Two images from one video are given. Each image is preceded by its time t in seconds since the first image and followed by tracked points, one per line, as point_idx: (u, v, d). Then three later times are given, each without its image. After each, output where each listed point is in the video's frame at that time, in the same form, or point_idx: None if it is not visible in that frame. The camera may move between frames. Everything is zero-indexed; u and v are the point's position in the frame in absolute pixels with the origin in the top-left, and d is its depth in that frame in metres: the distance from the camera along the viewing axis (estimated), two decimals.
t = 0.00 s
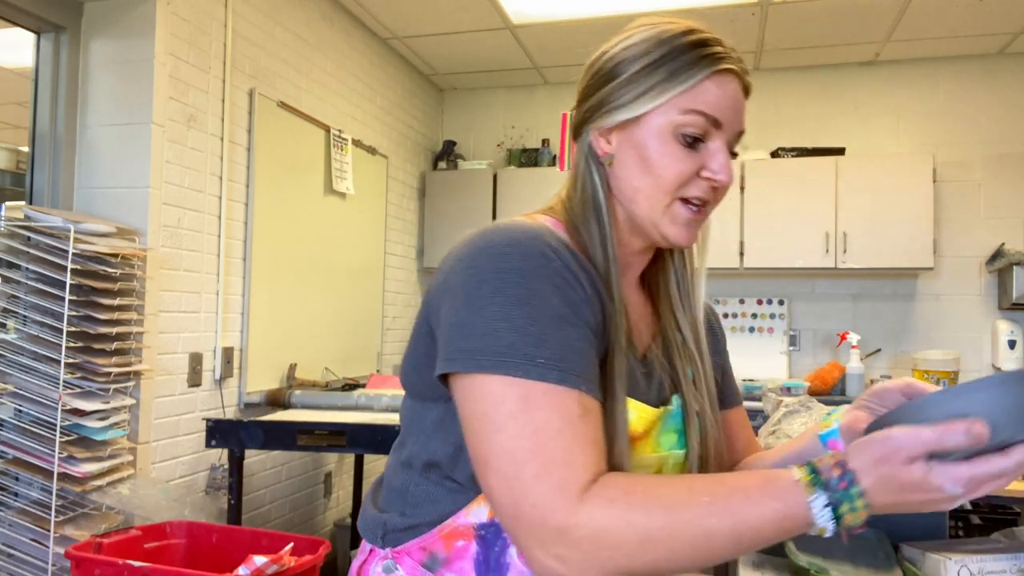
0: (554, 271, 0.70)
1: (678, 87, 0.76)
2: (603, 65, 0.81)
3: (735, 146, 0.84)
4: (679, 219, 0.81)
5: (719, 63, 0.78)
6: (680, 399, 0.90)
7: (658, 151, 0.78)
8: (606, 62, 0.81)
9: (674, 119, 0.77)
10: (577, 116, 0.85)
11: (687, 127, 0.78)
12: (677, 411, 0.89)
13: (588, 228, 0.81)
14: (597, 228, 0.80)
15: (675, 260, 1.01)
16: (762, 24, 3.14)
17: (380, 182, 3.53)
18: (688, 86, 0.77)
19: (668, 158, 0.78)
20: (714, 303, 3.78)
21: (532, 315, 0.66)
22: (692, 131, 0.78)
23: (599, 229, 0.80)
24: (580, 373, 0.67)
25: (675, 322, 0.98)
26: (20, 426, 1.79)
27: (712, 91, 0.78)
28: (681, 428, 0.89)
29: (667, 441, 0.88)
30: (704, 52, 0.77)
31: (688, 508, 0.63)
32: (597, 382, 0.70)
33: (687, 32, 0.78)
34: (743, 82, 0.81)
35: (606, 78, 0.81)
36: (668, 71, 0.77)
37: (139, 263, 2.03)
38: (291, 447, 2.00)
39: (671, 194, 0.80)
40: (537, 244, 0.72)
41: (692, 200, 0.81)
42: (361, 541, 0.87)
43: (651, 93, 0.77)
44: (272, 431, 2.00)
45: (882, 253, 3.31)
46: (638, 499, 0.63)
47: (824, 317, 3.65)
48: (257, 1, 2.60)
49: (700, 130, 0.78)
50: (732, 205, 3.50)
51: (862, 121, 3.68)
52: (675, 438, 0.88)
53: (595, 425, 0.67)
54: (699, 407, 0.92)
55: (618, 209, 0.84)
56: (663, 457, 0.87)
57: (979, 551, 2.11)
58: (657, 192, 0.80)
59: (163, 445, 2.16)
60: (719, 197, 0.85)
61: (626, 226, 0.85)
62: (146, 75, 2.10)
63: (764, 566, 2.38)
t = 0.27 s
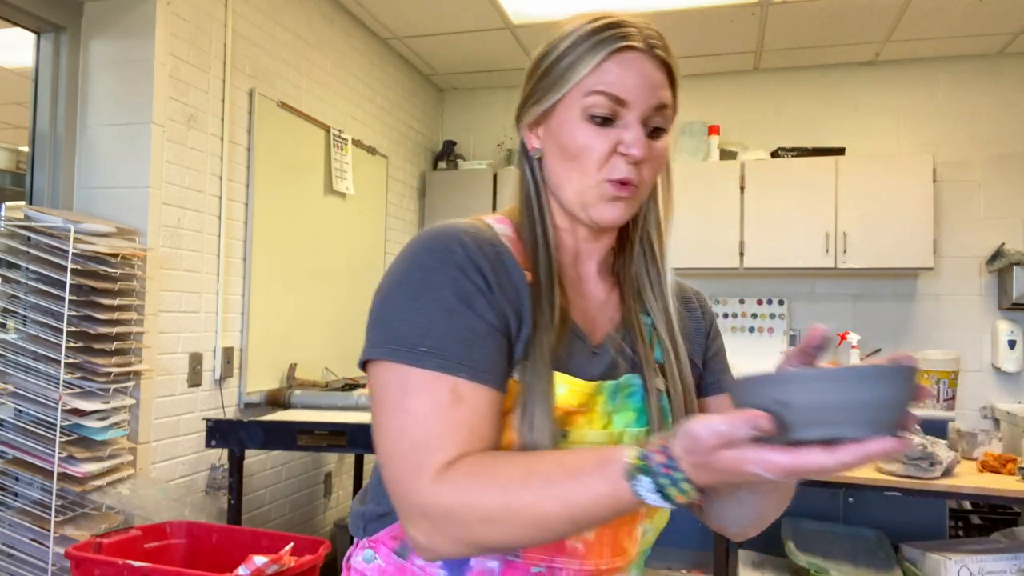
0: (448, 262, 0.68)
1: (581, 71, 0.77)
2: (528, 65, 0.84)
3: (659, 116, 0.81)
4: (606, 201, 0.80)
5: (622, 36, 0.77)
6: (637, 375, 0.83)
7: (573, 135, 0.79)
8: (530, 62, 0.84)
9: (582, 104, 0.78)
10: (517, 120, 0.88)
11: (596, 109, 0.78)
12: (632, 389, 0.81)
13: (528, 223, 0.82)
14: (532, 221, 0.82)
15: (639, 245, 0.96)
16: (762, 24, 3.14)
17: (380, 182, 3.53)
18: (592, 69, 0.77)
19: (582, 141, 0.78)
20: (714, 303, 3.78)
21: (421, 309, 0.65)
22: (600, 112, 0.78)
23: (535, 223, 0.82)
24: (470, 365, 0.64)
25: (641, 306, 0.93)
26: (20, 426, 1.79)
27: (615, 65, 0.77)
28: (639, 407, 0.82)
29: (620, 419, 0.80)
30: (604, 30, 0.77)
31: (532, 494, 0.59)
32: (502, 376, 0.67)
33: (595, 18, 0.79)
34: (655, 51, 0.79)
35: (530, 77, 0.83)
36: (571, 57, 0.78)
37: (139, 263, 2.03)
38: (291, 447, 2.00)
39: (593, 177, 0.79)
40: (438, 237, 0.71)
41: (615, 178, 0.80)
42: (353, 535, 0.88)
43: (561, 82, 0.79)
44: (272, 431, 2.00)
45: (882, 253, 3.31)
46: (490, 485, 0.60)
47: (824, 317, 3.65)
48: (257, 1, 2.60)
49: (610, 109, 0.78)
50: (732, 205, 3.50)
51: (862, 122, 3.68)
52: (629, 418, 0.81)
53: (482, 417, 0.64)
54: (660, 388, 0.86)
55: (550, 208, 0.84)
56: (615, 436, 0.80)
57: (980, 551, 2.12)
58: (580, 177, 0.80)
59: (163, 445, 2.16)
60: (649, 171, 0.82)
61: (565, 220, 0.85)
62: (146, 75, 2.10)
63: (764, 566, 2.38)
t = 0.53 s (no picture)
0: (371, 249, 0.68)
1: (505, 62, 0.76)
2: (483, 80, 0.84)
3: (587, 95, 0.75)
4: (535, 189, 0.74)
5: (536, 24, 0.75)
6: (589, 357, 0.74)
7: (500, 127, 0.76)
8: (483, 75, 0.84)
9: (505, 93, 0.76)
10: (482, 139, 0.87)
11: (518, 94, 0.75)
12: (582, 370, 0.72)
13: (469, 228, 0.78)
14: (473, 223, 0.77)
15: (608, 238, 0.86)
16: (762, 24, 3.14)
17: (380, 182, 3.53)
18: (513, 58, 0.76)
19: (506, 129, 0.75)
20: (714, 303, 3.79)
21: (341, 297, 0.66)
22: (522, 95, 0.75)
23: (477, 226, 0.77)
24: (379, 350, 0.63)
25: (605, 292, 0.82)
26: (20, 426, 1.79)
27: (532, 51, 0.75)
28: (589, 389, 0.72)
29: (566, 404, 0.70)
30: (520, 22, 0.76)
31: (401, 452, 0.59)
32: (422, 364, 0.65)
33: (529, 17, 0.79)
34: (575, 31, 0.76)
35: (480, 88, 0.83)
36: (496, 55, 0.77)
37: (139, 263, 2.03)
38: (291, 447, 2.00)
39: (519, 165, 0.74)
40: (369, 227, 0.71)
41: (542, 165, 0.73)
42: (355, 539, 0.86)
43: (491, 79, 0.78)
44: (272, 431, 2.00)
45: (882, 253, 3.31)
46: (361, 454, 0.60)
47: (824, 317, 3.65)
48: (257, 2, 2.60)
49: (530, 92, 0.74)
50: (732, 204, 3.50)
51: (862, 121, 3.68)
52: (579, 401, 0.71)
53: (391, 400, 0.63)
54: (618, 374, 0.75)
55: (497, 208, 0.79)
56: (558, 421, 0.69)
57: (980, 551, 2.11)
58: (509, 168, 0.75)
59: (163, 445, 2.16)
60: (582, 153, 0.74)
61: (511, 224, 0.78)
62: (146, 75, 2.10)
63: (764, 566, 2.38)
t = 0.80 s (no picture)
0: (339, 264, 0.81)
1: (467, 65, 0.85)
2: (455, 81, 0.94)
3: (544, 94, 0.83)
4: (490, 181, 0.81)
5: (496, 25, 0.83)
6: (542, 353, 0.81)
7: (460, 126, 0.84)
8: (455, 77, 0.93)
9: (466, 94, 0.84)
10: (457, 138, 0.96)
11: (476, 95, 0.83)
12: (535, 369, 0.80)
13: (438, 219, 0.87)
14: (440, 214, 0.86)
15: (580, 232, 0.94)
16: (761, 24, 3.14)
17: (380, 182, 3.53)
18: (474, 61, 0.84)
19: (464, 127, 0.83)
20: (714, 303, 3.79)
21: (312, 305, 0.79)
22: (480, 97, 0.83)
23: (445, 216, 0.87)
24: (335, 347, 0.75)
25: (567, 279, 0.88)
26: (20, 426, 1.78)
27: (490, 55, 0.83)
28: (541, 385, 0.80)
29: (518, 399, 0.79)
30: (483, 25, 0.84)
31: (331, 445, 0.70)
32: (377, 359, 0.76)
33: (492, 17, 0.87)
34: (530, 32, 0.83)
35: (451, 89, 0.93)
36: (460, 58, 0.86)
37: (139, 263, 2.03)
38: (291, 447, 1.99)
39: (476, 160, 0.81)
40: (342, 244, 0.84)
41: (499, 160, 0.80)
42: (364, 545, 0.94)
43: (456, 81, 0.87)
44: (272, 432, 1.99)
45: (882, 253, 3.32)
46: (304, 446, 0.72)
47: (824, 317, 3.66)
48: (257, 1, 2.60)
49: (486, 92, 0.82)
50: (732, 204, 3.50)
51: (862, 122, 3.68)
52: (530, 397, 0.79)
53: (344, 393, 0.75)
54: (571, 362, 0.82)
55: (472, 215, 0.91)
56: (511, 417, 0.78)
57: (979, 551, 2.11)
58: (467, 162, 0.83)
59: (163, 445, 2.15)
60: (539, 146, 0.81)
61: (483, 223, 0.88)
62: (146, 75, 2.10)
63: (763, 566, 2.39)
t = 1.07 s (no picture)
0: (321, 272, 0.85)
1: (444, 69, 0.87)
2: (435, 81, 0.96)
3: (521, 95, 0.84)
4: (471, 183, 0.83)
5: (472, 27, 0.85)
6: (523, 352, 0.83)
7: (439, 130, 0.86)
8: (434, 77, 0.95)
9: (443, 99, 0.87)
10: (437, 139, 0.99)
11: (454, 99, 0.86)
12: (517, 366, 0.82)
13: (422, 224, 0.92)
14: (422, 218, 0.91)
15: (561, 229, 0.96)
16: (762, 23, 3.14)
17: (380, 182, 3.54)
18: (450, 65, 0.87)
19: (443, 132, 0.85)
20: (714, 303, 3.79)
21: (294, 311, 0.83)
22: (457, 100, 0.85)
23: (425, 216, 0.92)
24: (315, 351, 0.79)
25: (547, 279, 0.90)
26: (20, 426, 1.78)
27: (466, 59, 0.85)
28: (522, 383, 0.82)
29: (500, 397, 0.81)
30: (459, 27, 0.86)
31: (310, 450, 0.72)
32: (356, 361, 0.80)
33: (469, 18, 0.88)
34: (505, 34, 0.85)
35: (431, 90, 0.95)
36: (438, 61, 0.88)
37: (139, 263, 2.03)
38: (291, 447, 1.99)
39: (456, 163, 0.84)
40: (326, 251, 0.88)
41: (478, 164, 0.83)
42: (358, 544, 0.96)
43: (434, 84, 0.89)
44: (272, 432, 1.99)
45: (882, 253, 3.31)
46: (283, 449, 0.75)
47: (824, 317, 3.66)
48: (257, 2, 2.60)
49: (463, 96, 0.85)
50: (732, 204, 3.49)
51: (862, 122, 3.68)
52: (511, 395, 0.81)
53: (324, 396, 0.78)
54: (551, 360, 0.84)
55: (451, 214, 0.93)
56: (492, 414, 0.80)
57: (979, 551, 2.11)
58: (446, 165, 0.85)
59: (163, 445, 2.16)
60: (516, 149, 0.83)
61: (465, 224, 0.91)
62: (146, 75, 2.10)
63: (762, 565, 2.39)
